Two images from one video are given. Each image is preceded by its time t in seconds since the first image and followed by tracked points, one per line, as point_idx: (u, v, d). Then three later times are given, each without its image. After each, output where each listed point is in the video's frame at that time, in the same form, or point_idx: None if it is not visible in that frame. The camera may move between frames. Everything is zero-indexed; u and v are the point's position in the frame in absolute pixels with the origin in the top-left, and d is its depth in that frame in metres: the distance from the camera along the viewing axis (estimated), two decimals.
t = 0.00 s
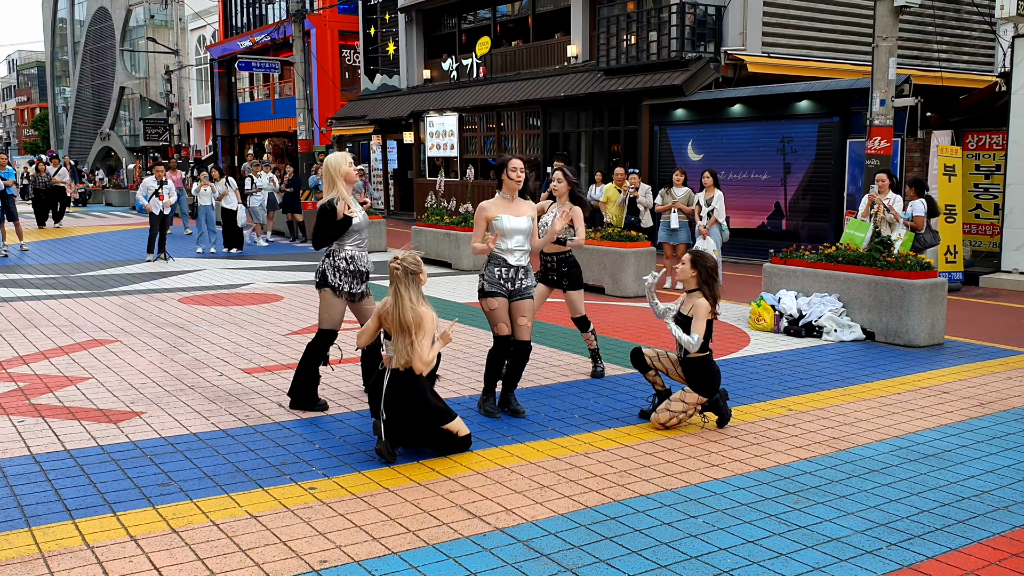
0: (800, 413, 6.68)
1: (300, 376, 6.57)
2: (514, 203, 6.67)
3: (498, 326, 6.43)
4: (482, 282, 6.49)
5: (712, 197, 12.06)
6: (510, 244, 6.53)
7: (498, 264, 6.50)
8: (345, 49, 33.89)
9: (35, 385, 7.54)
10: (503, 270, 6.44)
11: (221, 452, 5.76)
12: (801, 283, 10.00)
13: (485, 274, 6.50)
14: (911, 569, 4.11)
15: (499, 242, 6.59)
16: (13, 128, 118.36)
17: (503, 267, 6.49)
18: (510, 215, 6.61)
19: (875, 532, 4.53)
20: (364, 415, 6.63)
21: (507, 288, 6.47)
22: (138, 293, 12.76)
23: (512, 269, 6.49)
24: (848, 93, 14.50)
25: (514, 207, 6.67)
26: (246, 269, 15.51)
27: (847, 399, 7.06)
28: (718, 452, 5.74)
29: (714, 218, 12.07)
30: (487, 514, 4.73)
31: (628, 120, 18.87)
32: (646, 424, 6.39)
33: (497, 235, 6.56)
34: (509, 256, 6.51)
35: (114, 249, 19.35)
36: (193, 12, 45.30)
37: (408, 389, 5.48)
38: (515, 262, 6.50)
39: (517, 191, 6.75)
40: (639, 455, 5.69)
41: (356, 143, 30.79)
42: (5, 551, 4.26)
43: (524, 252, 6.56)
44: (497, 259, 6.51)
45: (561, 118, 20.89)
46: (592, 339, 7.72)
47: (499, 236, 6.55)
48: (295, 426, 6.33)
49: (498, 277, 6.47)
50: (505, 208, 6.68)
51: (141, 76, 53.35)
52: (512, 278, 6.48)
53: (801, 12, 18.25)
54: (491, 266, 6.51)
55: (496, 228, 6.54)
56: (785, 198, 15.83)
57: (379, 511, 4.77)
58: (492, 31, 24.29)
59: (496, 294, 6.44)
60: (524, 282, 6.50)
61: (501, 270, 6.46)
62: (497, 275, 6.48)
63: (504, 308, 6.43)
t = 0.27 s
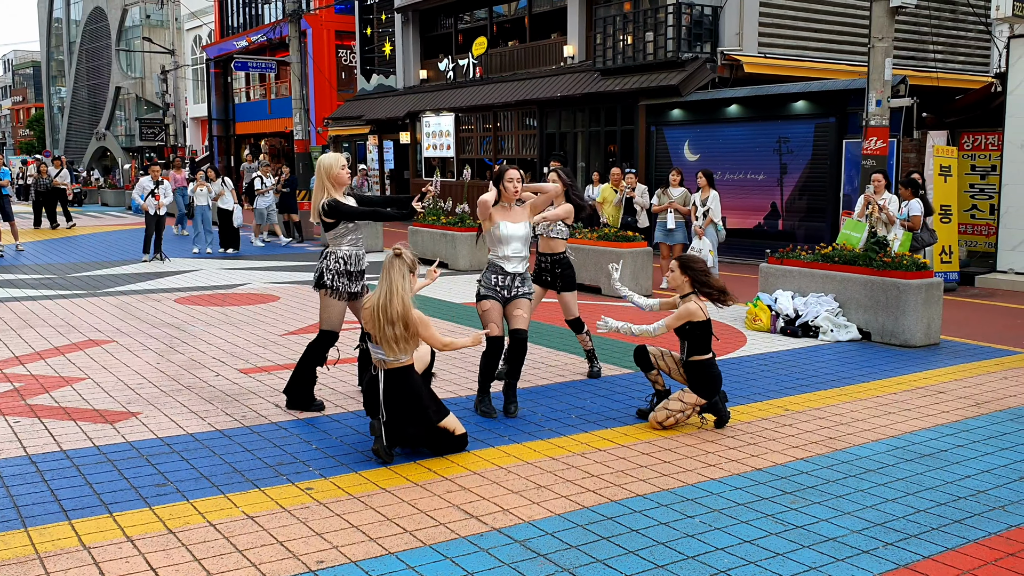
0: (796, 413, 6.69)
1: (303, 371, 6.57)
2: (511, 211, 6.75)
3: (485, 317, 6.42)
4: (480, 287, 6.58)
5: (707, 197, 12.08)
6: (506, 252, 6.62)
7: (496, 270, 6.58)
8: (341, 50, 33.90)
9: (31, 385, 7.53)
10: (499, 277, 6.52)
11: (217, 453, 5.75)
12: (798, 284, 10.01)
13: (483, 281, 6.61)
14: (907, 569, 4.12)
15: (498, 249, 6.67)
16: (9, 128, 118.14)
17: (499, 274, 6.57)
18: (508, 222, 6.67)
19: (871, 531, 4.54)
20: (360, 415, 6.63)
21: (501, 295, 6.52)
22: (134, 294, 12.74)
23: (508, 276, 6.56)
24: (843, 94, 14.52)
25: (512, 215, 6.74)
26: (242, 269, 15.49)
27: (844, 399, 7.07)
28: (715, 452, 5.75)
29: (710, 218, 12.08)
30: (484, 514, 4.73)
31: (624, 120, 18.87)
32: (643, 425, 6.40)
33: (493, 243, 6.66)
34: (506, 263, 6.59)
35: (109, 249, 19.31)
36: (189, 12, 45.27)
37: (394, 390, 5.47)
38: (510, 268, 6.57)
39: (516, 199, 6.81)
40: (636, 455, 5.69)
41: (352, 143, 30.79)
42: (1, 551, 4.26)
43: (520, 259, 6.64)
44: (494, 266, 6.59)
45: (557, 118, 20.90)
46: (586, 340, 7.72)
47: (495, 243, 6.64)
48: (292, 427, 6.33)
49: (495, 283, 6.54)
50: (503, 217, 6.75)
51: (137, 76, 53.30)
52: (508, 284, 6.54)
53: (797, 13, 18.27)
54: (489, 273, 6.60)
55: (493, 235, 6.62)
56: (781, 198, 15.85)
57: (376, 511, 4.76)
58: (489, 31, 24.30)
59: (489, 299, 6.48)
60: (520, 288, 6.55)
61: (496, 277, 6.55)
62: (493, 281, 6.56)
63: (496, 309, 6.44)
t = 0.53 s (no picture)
0: (795, 412, 6.69)
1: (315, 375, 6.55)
2: (518, 206, 6.82)
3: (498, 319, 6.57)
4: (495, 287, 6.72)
5: (705, 196, 12.11)
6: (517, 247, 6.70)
7: (507, 267, 6.68)
8: (340, 49, 33.89)
9: (29, 385, 7.52)
10: (509, 274, 6.62)
11: (216, 452, 5.74)
12: (796, 283, 10.02)
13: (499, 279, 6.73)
14: (907, 568, 4.12)
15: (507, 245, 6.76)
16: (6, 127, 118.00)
17: (511, 270, 6.67)
18: (514, 216, 6.74)
19: (870, 530, 4.54)
20: (359, 415, 6.62)
21: (516, 291, 6.63)
22: (133, 293, 12.72)
23: (520, 271, 6.65)
24: (842, 94, 14.52)
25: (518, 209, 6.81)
26: (241, 269, 15.47)
27: (843, 399, 7.07)
28: (714, 452, 5.74)
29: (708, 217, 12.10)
30: (484, 513, 4.72)
31: (623, 120, 18.87)
32: (642, 424, 6.39)
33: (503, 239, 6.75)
34: (516, 258, 6.67)
35: (108, 249, 19.28)
36: (187, 11, 45.22)
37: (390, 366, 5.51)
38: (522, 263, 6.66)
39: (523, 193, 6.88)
40: (636, 454, 5.69)
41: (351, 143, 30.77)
42: None
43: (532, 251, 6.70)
44: (505, 263, 6.70)
45: (556, 118, 20.90)
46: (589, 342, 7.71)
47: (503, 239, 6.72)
48: (291, 426, 6.32)
49: (507, 280, 6.65)
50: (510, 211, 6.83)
51: (135, 75, 53.24)
52: (520, 279, 6.63)
53: (795, 12, 18.27)
54: (502, 270, 6.71)
55: (500, 231, 6.72)
56: (780, 197, 15.85)
57: (375, 511, 4.76)
58: (487, 31, 24.30)
59: (503, 299, 6.62)
60: (533, 281, 6.63)
61: (509, 274, 6.65)
62: (506, 279, 6.67)
63: (510, 308, 6.58)
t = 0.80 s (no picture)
0: (795, 412, 6.69)
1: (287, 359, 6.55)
2: (536, 200, 7.01)
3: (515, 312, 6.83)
4: (514, 279, 6.94)
5: (704, 196, 12.13)
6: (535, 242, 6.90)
7: (527, 260, 6.90)
8: (339, 49, 33.91)
9: (29, 384, 7.51)
10: (530, 267, 6.84)
11: (216, 452, 5.74)
12: (796, 283, 10.02)
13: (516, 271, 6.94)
14: (907, 568, 4.12)
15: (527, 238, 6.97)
16: (6, 127, 118.01)
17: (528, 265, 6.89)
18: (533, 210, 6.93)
19: (871, 531, 4.54)
20: (359, 415, 6.61)
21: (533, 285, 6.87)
22: (133, 293, 12.71)
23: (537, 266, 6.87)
24: (842, 93, 14.52)
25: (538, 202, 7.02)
26: (241, 269, 15.46)
27: (843, 398, 7.07)
28: (714, 451, 5.74)
29: (708, 217, 12.12)
30: (484, 513, 4.72)
31: (623, 120, 18.87)
32: (643, 424, 6.39)
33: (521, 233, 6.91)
34: (535, 251, 6.88)
35: (108, 249, 19.26)
36: (187, 11, 45.21)
37: (398, 301, 5.53)
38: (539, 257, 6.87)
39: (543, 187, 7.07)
40: (636, 455, 5.68)
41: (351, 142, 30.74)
42: None
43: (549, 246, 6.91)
44: (525, 256, 6.91)
45: (556, 118, 20.90)
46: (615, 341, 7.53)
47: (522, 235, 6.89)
48: (290, 426, 6.31)
49: (527, 274, 6.88)
50: (529, 204, 7.03)
51: (135, 75, 53.24)
52: (539, 272, 6.86)
53: (795, 12, 18.28)
54: (521, 263, 6.93)
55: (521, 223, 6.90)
56: (780, 197, 15.85)
57: (375, 511, 4.76)
58: (487, 30, 24.30)
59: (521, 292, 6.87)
60: (552, 273, 6.88)
61: (527, 268, 6.86)
62: (526, 272, 6.90)
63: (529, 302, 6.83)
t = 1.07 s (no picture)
0: (796, 412, 6.69)
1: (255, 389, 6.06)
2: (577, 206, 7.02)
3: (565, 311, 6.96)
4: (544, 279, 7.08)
5: (705, 196, 12.13)
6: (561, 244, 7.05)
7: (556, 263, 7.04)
8: (340, 49, 33.91)
9: (29, 385, 7.52)
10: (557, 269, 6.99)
11: (217, 453, 5.74)
12: (797, 283, 10.02)
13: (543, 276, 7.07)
14: (908, 569, 4.12)
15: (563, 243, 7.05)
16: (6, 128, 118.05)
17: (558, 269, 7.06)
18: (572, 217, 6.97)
19: (871, 531, 4.54)
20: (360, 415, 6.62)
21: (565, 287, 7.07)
22: (133, 293, 12.72)
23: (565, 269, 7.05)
24: (842, 94, 14.53)
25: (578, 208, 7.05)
26: (241, 269, 15.47)
27: (844, 399, 7.08)
28: (715, 452, 5.74)
29: (709, 218, 12.13)
30: (485, 513, 4.72)
31: (623, 120, 18.87)
32: (643, 425, 6.39)
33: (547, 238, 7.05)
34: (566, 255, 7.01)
35: (108, 249, 19.27)
36: (188, 11, 45.23)
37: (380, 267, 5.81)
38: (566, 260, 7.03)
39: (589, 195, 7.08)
40: (636, 455, 5.69)
41: (351, 143, 30.75)
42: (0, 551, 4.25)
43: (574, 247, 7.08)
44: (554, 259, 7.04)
45: (556, 118, 20.90)
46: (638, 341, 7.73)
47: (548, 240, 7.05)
48: (291, 427, 6.32)
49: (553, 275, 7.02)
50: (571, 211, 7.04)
51: (136, 75, 53.26)
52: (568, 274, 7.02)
53: (796, 13, 18.28)
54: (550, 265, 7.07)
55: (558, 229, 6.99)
56: (780, 198, 15.85)
57: (376, 511, 4.76)
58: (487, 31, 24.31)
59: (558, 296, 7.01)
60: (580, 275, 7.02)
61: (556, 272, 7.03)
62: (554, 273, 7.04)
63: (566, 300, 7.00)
